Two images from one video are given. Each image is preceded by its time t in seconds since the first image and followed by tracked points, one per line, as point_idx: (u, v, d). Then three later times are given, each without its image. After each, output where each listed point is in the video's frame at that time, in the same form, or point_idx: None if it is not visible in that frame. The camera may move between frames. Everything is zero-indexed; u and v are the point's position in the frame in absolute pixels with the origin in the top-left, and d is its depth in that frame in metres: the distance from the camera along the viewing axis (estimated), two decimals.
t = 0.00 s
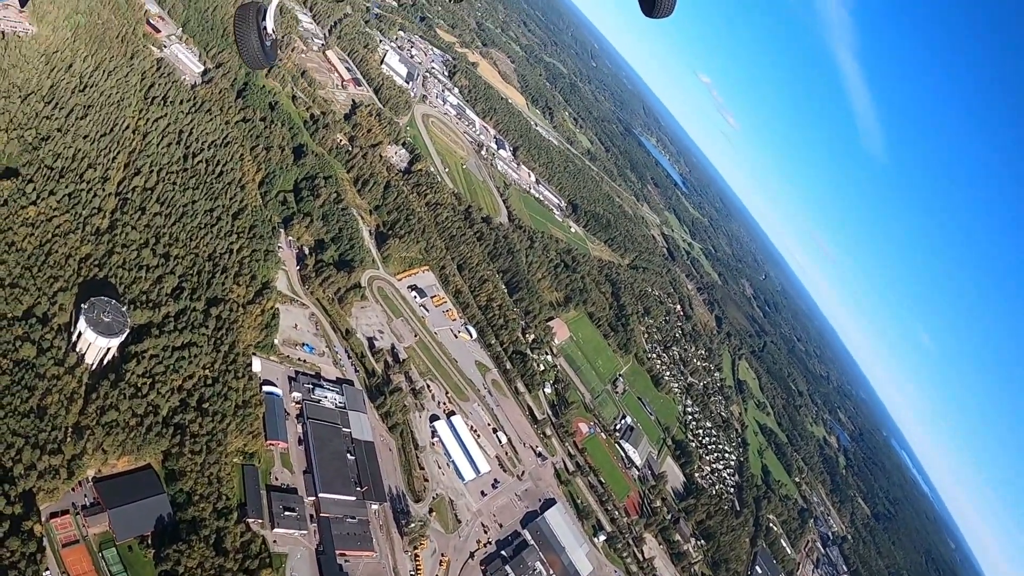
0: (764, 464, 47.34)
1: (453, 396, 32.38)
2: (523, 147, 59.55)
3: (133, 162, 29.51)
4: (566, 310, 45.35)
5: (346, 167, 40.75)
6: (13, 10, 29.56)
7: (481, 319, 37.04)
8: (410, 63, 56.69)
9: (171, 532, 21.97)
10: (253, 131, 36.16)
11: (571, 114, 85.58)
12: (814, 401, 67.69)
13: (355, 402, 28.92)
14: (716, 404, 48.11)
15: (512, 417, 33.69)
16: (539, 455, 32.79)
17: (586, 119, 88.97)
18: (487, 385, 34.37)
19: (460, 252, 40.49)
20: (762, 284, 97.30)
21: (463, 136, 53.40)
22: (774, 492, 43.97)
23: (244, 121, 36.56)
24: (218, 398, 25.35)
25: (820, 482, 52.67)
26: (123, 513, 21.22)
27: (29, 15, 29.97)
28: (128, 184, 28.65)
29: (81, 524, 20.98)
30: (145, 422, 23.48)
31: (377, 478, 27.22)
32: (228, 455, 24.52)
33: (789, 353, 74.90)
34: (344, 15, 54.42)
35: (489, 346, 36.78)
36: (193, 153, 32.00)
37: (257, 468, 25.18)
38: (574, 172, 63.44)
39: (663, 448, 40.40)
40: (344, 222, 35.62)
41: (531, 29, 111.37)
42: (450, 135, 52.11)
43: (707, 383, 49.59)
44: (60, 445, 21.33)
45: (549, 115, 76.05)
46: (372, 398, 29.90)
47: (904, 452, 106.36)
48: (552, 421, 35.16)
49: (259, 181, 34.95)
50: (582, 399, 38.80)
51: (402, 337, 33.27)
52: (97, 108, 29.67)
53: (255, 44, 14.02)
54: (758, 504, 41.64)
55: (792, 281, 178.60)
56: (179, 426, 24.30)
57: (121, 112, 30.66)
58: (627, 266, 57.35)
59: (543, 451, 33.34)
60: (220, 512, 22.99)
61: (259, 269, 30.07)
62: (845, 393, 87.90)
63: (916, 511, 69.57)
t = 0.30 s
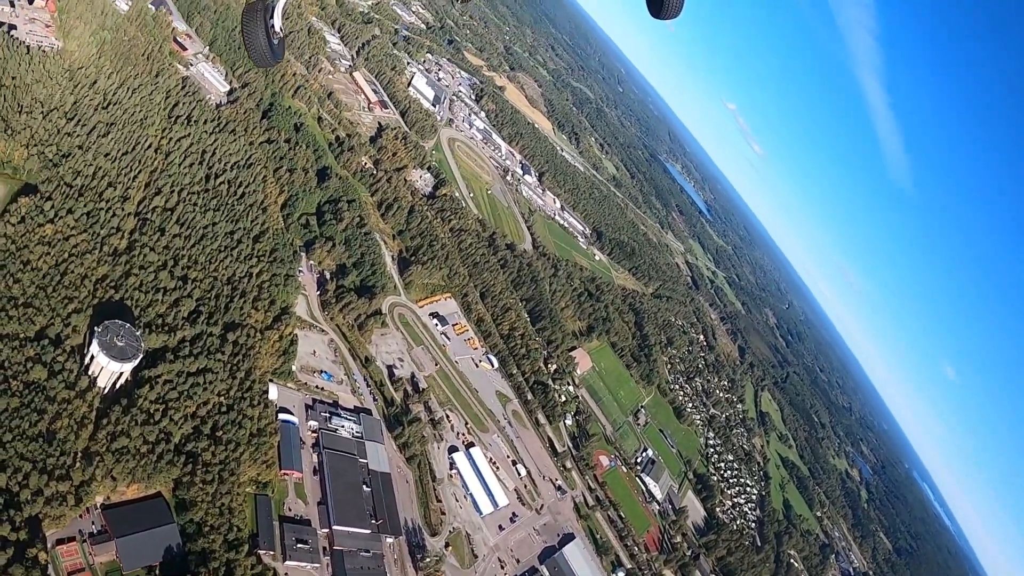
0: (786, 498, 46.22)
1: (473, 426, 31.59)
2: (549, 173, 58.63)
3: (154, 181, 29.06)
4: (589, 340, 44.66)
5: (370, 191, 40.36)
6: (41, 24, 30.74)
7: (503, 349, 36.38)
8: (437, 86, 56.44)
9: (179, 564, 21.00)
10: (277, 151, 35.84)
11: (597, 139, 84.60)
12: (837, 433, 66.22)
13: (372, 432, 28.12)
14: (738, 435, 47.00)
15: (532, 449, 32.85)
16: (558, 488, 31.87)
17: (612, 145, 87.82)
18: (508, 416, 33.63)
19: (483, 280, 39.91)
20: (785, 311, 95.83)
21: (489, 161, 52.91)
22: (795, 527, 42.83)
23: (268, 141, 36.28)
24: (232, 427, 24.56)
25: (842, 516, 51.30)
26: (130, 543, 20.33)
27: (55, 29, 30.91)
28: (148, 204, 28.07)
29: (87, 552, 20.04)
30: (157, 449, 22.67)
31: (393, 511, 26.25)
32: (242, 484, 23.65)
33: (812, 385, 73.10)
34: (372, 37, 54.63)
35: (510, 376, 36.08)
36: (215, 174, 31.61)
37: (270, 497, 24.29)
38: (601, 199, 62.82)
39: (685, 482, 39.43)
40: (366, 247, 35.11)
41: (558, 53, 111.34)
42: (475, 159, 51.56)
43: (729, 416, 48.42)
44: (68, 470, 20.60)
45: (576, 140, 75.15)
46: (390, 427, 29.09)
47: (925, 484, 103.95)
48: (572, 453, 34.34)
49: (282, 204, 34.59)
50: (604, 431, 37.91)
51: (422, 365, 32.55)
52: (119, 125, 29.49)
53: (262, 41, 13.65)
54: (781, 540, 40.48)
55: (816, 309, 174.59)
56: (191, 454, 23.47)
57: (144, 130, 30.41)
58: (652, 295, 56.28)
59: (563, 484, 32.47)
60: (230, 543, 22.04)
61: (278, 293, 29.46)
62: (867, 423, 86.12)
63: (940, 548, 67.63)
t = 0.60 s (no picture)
0: (806, 533, 45.15)
1: (493, 459, 30.80)
2: (575, 202, 57.67)
3: (176, 203, 28.76)
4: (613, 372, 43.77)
5: (395, 216, 39.96)
6: (68, 41, 30.55)
7: (526, 380, 35.70)
8: (465, 111, 55.66)
9: None
10: (302, 175, 35.56)
11: (625, 167, 83.50)
12: (860, 465, 64.87)
13: (389, 463, 27.27)
14: (761, 469, 45.95)
15: (553, 483, 32.00)
16: (578, 524, 30.96)
17: (640, 173, 87.02)
18: (529, 449, 32.85)
19: (507, 308, 39.25)
20: (808, 340, 94.45)
21: (516, 187, 52.36)
22: (816, 564, 41.76)
23: (294, 164, 35.95)
24: (246, 457, 23.75)
25: (864, 553, 49.98)
26: None
27: (82, 46, 30.64)
28: (169, 226, 27.74)
29: None
30: (168, 479, 21.85)
31: (409, 546, 25.25)
32: (255, 516, 22.71)
33: (835, 417, 71.64)
34: (401, 61, 54.64)
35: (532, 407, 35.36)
36: (239, 197, 31.37)
37: (284, 530, 23.34)
38: (627, 228, 60.96)
39: (706, 517, 38.48)
40: (390, 274, 34.65)
41: (586, 78, 111.20)
42: (502, 185, 51.16)
43: (752, 449, 47.44)
44: (77, 498, 19.77)
45: (603, 168, 74.25)
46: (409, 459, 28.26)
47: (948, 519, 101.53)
48: (593, 487, 33.50)
49: (305, 228, 34.24)
50: (625, 464, 37.10)
51: (443, 394, 31.82)
52: (143, 145, 29.15)
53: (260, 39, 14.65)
54: None
55: (839, 337, 171.17)
56: (204, 484, 22.67)
57: (168, 150, 30.13)
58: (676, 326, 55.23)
59: (583, 519, 31.61)
60: None
61: (298, 320, 28.85)
62: (889, 455, 84.36)
63: None
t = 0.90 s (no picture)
0: (828, 570, 44.04)
1: (513, 493, 30.02)
2: (601, 229, 57.13)
3: (196, 227, 28.39)
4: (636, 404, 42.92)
5: (419, 243, 39.65)
6: (93, 58, 31.51)
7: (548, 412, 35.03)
8: (492, 136, 56.05)
9: None
10: (326, 200, 35.32)
11: (650, 195, 82.91)
12: (883, 499, 63.45)
13: (407, 497, 26.40)
14: (783, 504, 44.87)
15: (573, 518, 31.17)
16: (598, 562, 30.06)
17: (665, 201, 86.43)
18: (550, 483, 32.04)
19: (531, 338, 38.79)
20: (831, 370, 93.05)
21: (541, 214, 51.89)
22: None
23: (317, 189, 35.84)
24: (260, 488, 22.87)
25: None
26: None
27: (107, 64, 31.50)
28: (189, 250, 27.41)
29: None
30: (179, 510, 20.99)
31: None
32: (267, 549, 21.75)
33: (858, 450, 70.37)
34: (428, 85, 54.82)
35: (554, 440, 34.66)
36: (261, 221, 31.11)
37: (296, 564, 22.37)
38: (653, 256, 60.77)
39: (727, 554, 37.55)
40: (412, 302, 34.18)
41: (612, 103, 111.25)
42: (527, 212, 50.73)
43: (775, 483, 46.31)
44: (86, 527, 18.97)
45: (628, 195, 73.85)
46: (427, 492, 27.45)
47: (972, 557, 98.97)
48: (613, 522, 32.69)
49: (328, 254, 33.91)
50: (647, 499, 36.27)
51: (464, 426, 31.11)
52: (165, 168, 29.01)
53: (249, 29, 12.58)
54: None
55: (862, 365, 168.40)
56: (215, 516, 21.74)
57: (190, 173, 29.96)
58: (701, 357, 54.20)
59: (603, 556, 30.77)
60: None
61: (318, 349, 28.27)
62: (912, 490, 82.55)
63: None
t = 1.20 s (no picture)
0: None
1: (531, 529, 29.21)
2: (626, 259, 56.60)
3: (217, 251, 28.06)
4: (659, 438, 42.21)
5: (443, 271, 39.19)
6: (119, 77, 32.32)
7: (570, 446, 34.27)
8: (518, 162, 55.72)
9: None
10: (350, 226, 34.90)
11: (676, 223, 82.42)
12: (905, 537, 61.95)
13: (422, 532, 25.55)
14: (805, 541, 43.73)
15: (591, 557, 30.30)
16: None
17: (691, 230, 85.76)
18: (569, 518, 31.26)
19: (554, 370, 38.04)
20: (855, 403, 91.47)
21: (567, 243, 51.37)
22: None
23: (341, 215, 35.52)
24: (272, 522, 22.07)
25: None
26: None
27: (133, 83, 32.27)
28: (209, 275, 26.97)
29: None
30: (188, 543, 20.26)
31: None
32: None
33: (880, 485, 68.98)
34: (455, 110, 54.74)
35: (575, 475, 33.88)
36: (283, 246, 30.61)
37: None
38: (680, 286, 59.98)
39: None
40: (435, 331, 33.51)
41: (639, 130, 111.23)
42: (553, 240, 50.24)
43: (796, 519, 45.15)
44: (91, 559, 18.31)
45: (655, 224, 73.36)
46: (442, 527, 26.65)
47: None
48: (632, 561, 31.87)
49: (350, 280, 33.44)
50: (667, 536, 35.41)
51: (483, 460, 30.42)
52: (187, 190, 28.67)
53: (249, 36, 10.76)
54: None
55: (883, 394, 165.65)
56: (226, 550, 21.01)
57: (213, 196, 29.65)
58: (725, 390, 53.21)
59: None
60: None
61: (338, 379, 27.63)
62: (936, 527, 80.64)
63: None
